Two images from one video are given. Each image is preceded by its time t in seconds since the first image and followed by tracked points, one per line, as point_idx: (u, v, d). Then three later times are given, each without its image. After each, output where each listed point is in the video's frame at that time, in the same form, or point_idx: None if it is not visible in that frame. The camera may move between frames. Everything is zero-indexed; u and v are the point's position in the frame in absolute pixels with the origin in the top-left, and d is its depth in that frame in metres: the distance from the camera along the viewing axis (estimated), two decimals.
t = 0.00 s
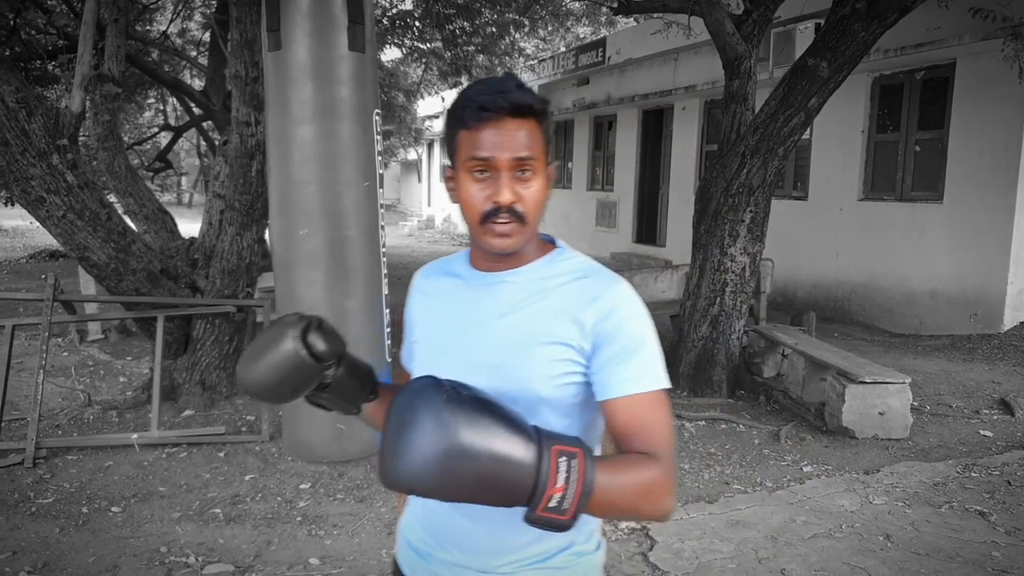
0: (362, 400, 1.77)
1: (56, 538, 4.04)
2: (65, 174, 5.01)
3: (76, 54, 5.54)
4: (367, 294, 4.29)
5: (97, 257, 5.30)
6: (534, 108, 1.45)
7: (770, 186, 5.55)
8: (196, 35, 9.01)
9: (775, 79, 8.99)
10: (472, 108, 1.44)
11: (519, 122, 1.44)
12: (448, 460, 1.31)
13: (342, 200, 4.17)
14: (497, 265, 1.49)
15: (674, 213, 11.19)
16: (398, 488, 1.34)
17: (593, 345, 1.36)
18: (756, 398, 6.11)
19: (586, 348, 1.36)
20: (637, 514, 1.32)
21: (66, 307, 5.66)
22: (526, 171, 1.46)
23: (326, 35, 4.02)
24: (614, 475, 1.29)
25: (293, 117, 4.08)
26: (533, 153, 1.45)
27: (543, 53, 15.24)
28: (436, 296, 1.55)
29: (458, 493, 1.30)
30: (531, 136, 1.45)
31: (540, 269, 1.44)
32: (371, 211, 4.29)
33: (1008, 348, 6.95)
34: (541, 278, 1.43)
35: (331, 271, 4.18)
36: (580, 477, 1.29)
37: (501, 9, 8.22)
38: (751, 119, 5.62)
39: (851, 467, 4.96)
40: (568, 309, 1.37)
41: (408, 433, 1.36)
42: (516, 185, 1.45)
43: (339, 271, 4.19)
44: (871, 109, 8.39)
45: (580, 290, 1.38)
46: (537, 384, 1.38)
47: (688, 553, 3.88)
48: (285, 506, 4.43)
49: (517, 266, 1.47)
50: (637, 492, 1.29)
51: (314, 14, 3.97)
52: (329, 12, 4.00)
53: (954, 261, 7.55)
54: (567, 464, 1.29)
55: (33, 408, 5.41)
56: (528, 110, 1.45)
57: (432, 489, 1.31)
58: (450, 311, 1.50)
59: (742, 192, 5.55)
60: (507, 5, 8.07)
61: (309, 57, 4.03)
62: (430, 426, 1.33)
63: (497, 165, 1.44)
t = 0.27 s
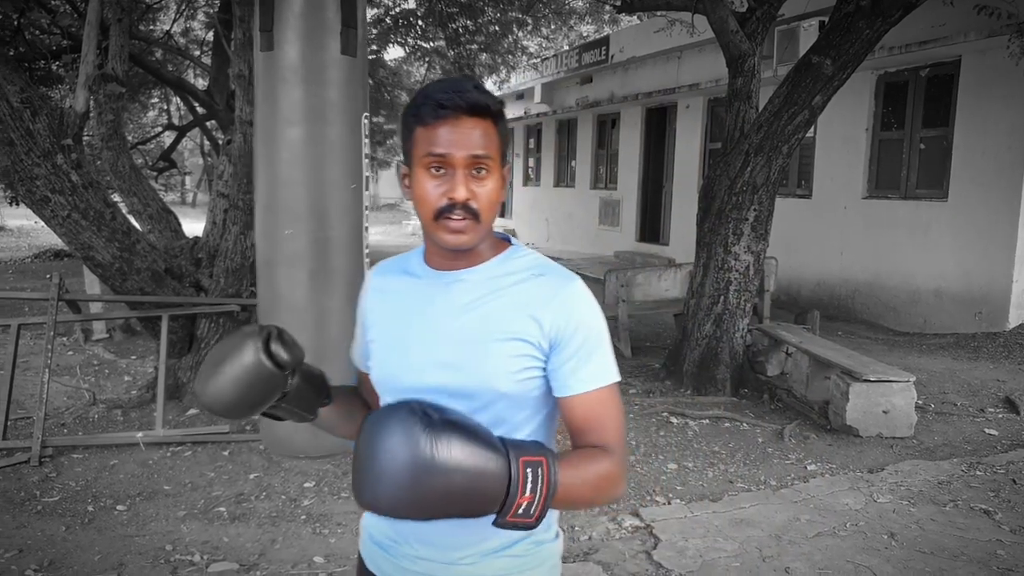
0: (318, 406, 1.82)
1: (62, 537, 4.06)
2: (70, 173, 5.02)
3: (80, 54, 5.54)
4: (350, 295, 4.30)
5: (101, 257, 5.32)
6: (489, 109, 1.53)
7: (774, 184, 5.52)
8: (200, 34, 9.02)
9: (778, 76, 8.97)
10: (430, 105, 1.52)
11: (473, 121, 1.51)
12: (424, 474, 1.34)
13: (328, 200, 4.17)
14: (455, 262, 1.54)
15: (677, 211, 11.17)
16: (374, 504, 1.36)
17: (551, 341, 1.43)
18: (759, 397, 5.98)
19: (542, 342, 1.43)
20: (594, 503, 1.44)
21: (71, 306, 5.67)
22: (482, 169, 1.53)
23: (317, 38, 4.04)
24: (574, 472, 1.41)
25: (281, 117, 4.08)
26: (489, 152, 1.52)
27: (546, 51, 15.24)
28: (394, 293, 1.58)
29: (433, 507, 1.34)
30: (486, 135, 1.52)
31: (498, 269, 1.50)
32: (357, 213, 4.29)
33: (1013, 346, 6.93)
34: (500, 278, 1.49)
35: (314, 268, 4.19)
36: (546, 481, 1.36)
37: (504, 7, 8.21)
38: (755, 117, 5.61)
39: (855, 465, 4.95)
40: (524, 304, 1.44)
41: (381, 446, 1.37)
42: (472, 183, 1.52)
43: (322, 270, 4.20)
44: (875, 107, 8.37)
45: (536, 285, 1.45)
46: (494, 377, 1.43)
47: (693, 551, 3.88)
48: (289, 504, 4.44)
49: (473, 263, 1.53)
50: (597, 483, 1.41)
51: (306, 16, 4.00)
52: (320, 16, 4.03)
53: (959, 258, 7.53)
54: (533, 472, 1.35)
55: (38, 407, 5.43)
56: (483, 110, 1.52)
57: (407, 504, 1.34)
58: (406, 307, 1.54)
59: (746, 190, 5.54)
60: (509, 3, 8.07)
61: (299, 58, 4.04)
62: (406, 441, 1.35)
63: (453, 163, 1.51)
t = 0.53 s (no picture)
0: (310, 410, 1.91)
1: (69, 535, 4.08)
2: (77, 173, 5.05)
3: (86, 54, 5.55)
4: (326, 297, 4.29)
5: (108, 256, 5.35)
6: (474, 110, 1.63)
7: (779, 183, 5.51)
8: (206, 35, 9.05)
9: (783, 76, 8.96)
10: (416, 104, 1.63)
11: (458, 121, 1.62)
12: (441, 507, 1.34)
13: (308, 202, 4.15)
14: (438, 261, 1.61)
15: (682, 210, 11.16)
16: (394, 538, 1.36)
17: (535, 341, 1.53)
18: (764, 395, 6.03)
19: (527, 341, 1.52)
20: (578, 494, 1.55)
21: (78, 306, 5.69)
22: (465, 168, 1.63)
23: (302, 42, 4.02)
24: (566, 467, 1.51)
25: (263, 118, 4.06)
26: (472, 153, 1.62)
27: (551, 51, 15.25)
28: (379, 292, 1.64)
29: (452, 535, 1.34)
30: (470, 135, 1.62)
31: (484, 272, 1.58)
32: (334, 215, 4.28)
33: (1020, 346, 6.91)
34: (487, 281, 1.57)
35: (291, 268, 4.17)
36: (548, 491, 1.43)
37: (509, 7, 8.22)
38: (760, 117, 5.60)
39: (861, 465, 4.94)
40: (510, 303, 1.53)
41: (395, 479, 1.36)
42: (455, 182, 1.61)
43: (297, 270, 4.19)
44: (881, 106, 8.35)
45: (523, 286, 1.55)
46: (477, 371, 1.51)
47: (698, 550, 3.89)
48: (295, 503, 4.46)
49: (455, 263, 1.61)
50: (584, 478, 1.53)
51: (292, 19, 3.98)
52: (305, 20, 4.00)
53: (965, 258, 7.51)
54: (538, 485, 1.41)
55: (46, 406, 5.46)
56: (467, 111, 1.62)
57: (425, 533, 1.34)
58: (390, 304, 1.60)
59: (751, 189, 5.54)
60: (514, 3, 8.08)
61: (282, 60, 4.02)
62: (420, 471, 1.35)
63: (438, 160, 1.61)
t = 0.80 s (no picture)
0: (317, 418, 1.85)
1: (80, 532, 4.10)
2: (86, 173, 5.07)
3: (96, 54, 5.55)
4: (303, 304, 3.85)
5: (117, 255, 5.39)
6: (478, 103, 1.64)
7: (787, 180, 5.50)
8: (214, 34, 9.07)
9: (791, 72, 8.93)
10: (417, 98, 1.63)
11: (461, 113, 1.62)
12: (458, 517, 1.32)
13: (289, 201, 3.74)
14: (444, 256, 1.62)
15: (689, 208, 11.13)
16: (411, 549, 1.34)
17: (541, 339, 1.53)
18: (773, 394, 6.00)
19: (533, 338, 1.52)
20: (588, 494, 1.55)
21: (87, 304, 5.72)
22: (468, 160, 1.63)
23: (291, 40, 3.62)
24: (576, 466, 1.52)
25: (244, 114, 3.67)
26: (476, 146, 1.63)
27: (558, 48, 15.23)
28: (387, 287, 1.64)
29: (468, 544, 1.33)
30: (474, 129, 1.62)
31: (492, 266, 1.59)
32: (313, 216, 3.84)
33: None
34: (494, 276, 1.57)
35: (267, 270, 3.73)
36: (562, 492, 1.44)
37: (516, 5, 8.22)
38: (768, 114, 5.58)
39: (869, 463, 4.93)
40: (517, 299, 1.53)
41: (411, 489, 1.35)
42: (459, 175, 1.62)
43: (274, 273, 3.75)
44: (890, 102, 8.32)
45: (530, 282, 1.55)
46: (482, 366, 1.51)
47: (706, 548, 3.88)
48: (303, 500, 4.47)
49: (462, 258, 1.62)
50: (594, 477, 1.53)
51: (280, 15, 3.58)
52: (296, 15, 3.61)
53: (975, 255, 7.47)
54: (552, 488, 1.42)
55: (56, 404, 5.50)
56: (469, 103, 1.63)
57: (442, 543, 1.33)
58: (396, 300, 1.61)
59: (759, 186, 5.52)
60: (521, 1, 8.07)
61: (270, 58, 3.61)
62: (435, 480, 1.34)
63: (440, 153, 1.61)
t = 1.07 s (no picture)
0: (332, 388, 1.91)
1: (82, 532, 4.10)
2: (89, 173, 5.08)
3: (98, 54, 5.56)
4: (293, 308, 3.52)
5: (120, 255, 5.39)
6: (500, 100, 1.60)
7: (789, 180, 5.50)
8: (217, 34, 9.08)
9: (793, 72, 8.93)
10: (438, 96, 1.60)
11: (482, 111, 1.58)
12: (448, 495, 1.31)
13: (279, 198, 3.40)
14: (466, 254, 1.60)
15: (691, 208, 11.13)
16: (397, 522, 1.33)
17: (561, 343, 1.46)
18: (775, 393, 5.96)
19: (553, 342, 1.46)
20: (608, 507, 1.46)
21: (90, 304, 5.72)
22: (490, 157, 1.58)
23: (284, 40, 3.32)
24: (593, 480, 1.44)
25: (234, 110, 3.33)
26: (499, 144, 1.59)
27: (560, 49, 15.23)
28: (414, 283, 1.63)
29: (455, 527, 1.31)
30: (496, 127, 1.59)
31: (514, 265, 1.55)
32: (303, 219, 3.52)
33: None
34: (515, 274, 1.53)
35: (254, 270, 3.39)
36: (569, 500, 1.38)
37: (518, 5, 8.22)
38: (770, 113, 5.59)
39: (872, 462, 4.92)
40: (535, 300, 1.48)
41: (405, 462, 1.34)
42: (480, 172, 1.58)
43: (264, 273, 3.41)
44: (892, 102, 8.32)
45: (550, 284, 1.49)
46: (499, 367, 1.47)
47: (709, 548, 3.88)
48: (305, 500, 4.47)
49: (486, 256, 1.58)
50: (612, 490, 1.45)
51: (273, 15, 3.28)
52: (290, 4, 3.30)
53: (978, 254, 7.47)
54: (557, 492, 1.37)
55: (59, 404, 5.50)
56: (490, 101, 1.59)
57: (428, 523, 1.31)
58: (421, 297, 1.59)
59: (761, 186, 5.52)
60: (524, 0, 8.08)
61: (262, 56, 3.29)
62: (429, 457, 1.33)
63: (460, 151, 1.58)
